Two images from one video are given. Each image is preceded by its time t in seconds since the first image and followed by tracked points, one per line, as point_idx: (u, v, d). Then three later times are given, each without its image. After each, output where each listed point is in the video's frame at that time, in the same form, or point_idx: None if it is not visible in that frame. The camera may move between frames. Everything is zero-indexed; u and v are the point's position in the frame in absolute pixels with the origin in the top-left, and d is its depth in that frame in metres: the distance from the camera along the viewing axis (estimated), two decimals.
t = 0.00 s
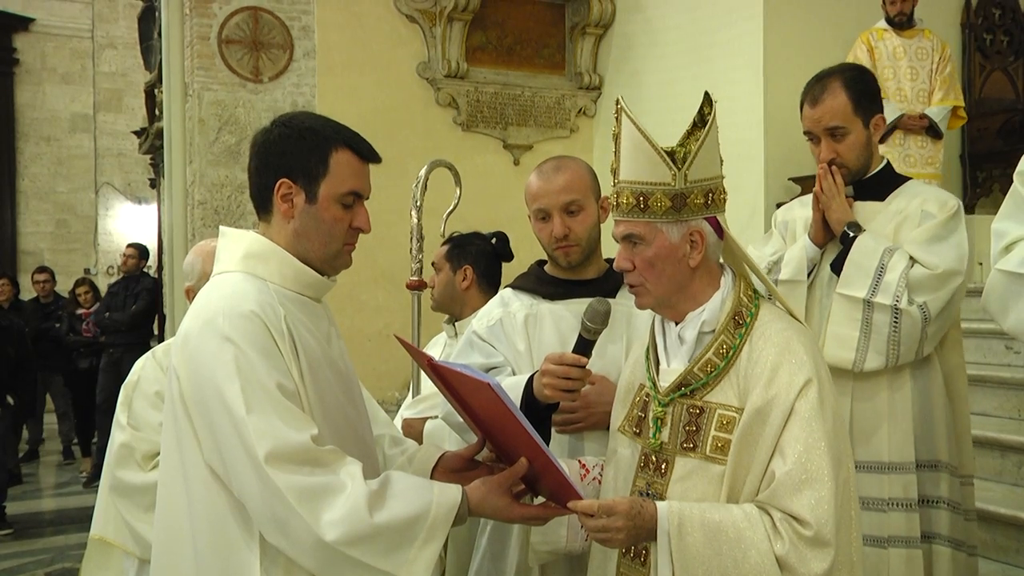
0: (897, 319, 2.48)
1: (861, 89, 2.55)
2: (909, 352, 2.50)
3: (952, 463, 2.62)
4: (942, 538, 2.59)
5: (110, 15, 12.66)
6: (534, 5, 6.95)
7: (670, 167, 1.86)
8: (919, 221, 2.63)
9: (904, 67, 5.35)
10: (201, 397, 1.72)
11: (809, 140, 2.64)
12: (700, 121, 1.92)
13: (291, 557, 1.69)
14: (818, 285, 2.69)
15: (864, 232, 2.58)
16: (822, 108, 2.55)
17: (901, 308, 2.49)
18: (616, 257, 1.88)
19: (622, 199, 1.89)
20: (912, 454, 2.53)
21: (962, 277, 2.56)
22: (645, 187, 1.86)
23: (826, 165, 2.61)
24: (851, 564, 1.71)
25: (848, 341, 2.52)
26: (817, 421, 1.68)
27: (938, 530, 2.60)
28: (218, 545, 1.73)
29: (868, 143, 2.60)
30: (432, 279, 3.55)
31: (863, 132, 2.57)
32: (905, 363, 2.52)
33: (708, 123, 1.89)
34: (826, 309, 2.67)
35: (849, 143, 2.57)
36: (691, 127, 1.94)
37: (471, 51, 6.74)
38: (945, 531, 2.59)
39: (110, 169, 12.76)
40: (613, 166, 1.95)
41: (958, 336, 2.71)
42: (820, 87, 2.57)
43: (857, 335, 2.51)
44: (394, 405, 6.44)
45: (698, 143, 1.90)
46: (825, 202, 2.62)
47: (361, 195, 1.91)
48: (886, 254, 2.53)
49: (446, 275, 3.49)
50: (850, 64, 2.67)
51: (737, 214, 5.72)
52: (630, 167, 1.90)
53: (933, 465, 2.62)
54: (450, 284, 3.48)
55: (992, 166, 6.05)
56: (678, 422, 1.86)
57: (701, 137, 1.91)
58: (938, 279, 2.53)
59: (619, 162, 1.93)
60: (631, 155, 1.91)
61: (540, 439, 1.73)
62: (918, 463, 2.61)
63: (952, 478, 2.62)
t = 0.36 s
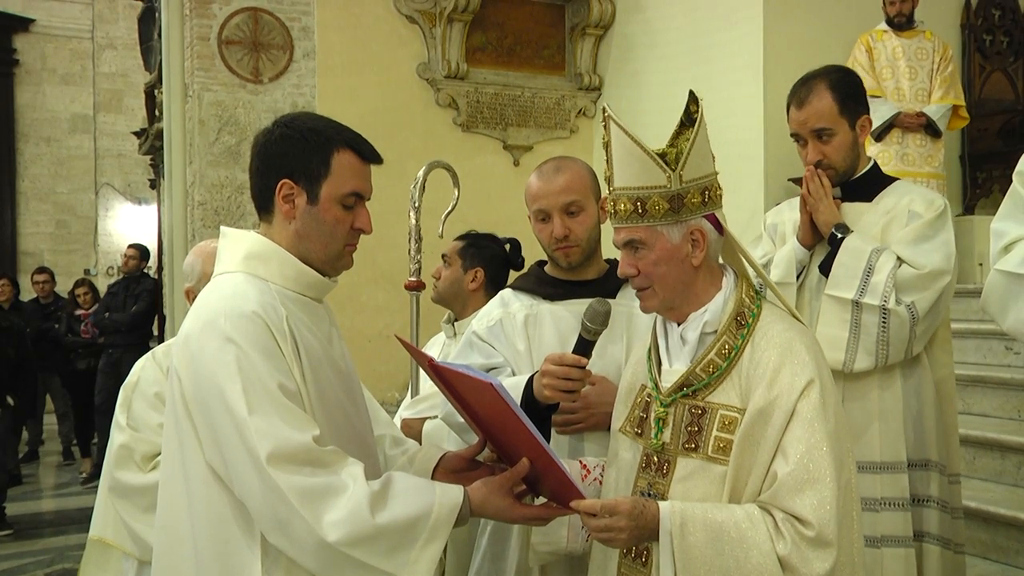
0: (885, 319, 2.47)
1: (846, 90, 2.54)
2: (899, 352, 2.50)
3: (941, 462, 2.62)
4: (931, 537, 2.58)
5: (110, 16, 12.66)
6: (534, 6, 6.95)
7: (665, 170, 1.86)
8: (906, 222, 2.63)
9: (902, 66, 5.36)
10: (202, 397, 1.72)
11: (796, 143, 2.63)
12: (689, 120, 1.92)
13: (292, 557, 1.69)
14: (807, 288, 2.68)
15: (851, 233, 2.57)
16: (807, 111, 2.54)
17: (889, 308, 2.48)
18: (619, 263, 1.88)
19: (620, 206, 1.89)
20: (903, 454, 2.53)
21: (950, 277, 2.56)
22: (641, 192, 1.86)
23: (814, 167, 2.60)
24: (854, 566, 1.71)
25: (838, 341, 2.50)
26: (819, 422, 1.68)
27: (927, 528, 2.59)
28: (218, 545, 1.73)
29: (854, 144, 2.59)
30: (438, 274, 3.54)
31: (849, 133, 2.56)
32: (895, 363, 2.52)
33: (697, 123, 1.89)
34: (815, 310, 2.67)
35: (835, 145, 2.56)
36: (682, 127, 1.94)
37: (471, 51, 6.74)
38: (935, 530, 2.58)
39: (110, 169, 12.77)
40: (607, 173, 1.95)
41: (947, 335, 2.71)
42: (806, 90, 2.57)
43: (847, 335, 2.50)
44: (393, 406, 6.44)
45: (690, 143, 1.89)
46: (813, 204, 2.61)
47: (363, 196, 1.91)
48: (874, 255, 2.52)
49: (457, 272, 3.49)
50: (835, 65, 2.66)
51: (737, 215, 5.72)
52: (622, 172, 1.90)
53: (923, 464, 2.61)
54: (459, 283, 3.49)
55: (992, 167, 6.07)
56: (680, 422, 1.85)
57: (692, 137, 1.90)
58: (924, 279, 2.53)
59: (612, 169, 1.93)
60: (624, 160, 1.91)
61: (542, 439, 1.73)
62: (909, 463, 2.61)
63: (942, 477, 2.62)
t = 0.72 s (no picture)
0: (880, 319, 2.46)
1: (839, 90, 2.55)
2: (894, 351, 2.49)
3: (937, 461, 2.62)
4: (927, 536, 2.58)
5: (110, 16, 12.67)
6: (534, 5, 6.95)
7: (665, 172, 1.85)
8: (900, 221, 2.62)
9: (897, 66, 5.37)
10: (204, 396, 1.72)
11: (790, 143, 2.63)
12: (688, 121, 1.92)
13: (294, 557, 1.69)
14: (803, 288, 2.69)
15: (845, 233, 2.54)
16: (801, 110, 2.54)
17: (884, 307, 2.47)
18: (618, 264, 1.89)
19: (620, 206, 1.89)
20: (899, 453, 2.52)
21: (945, 276, 2.55)
22: (641, 193, 1.86)
23: (808, 167, 2.60)
24: (855, 566, 1.71)
25: (834, 341, 2.50)
26: (820, 422, 1.68)
27: (923, 528, 2.59)
28: (220, 545, 1.73)
29: (848, 144, 2.59)
30: (440, 273, 3.53)
31: (842, 133, 2.57)
32: (890, 362, 2.51)
33: (698, 124, 1.89)
34: (811, 309, 2.67)
35: (829, 145, 2.56)
36: (681, 128, 1.94)
37: (471, 51, 6.74)
38: (930, 529, 2.58)
39: (110, 169, 12.77)
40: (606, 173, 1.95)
41: (942, 335, 2.71)
42: (799, 90, 2.57)
43: (842, 336, 2.49)
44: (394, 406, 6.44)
45: (690, 143, 1.89)
46: (806, 205, 2.60)
47: (364, 196, 1.91)
48: (868, 255, 2.51)
49: (460, 272, 3.49)
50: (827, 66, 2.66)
51: (737, 215, 5.72)
52: (622, 173, 1.90)
53: (919, 464, 2.61)
54: (461, 282, 3.49)
55: (992, 167, 6.08)
56: (681, 422, 1.85)
57: (691, 137, 1.90)
58: (919, 278, 2.52)
59: (612, 170, 1.92)
60: (622, 161, 1.91)
61: (543, 438, 1.73)
62: (906, 462, 2.60)
63: (938, 476, 2.62)
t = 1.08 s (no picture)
0: (880, 318, 2.46)
1: (838, 90, 2.55)
2: (894, 351, 2.49)
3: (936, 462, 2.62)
4: (927, 536, 2.58)
5: (110, 15, 12.67)
6: (534, 5, 6.96)
7: (673, 168, 1.85)
8: (899, 221, 2.63)
9: (892, 65, 5.39)
10: (205, 397, 1.72)
11: (790, 142, 2.63)
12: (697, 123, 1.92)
13: (295, 557, 1.69)
14: (803, 287, 2.69)
15: (845, 233, 2.54)
16: (800, 110, 2.54)
17: (884, 307, 2.48)
18: (620, 260, 1.89)
19: (625, 201, 1.89)
20: (899, 453, 2.53)
21: (945, 276, 2.55)
22: (648, 189, 1.86)
23: (808, 167, 2.60)
24: (855, 566, 1.71)
25: (833, 341, 2.50)
26: (821, 422, 1.68)
27: (924, 528, 2.59)
28: (221, 545, 1.73)
29: (847, 144, 2.60)
30: (441, 273, 3.54)
31: (842, 133, 2.57)
32: (890, 362, 2.52)
33: (707, 124, 1.89)
34: (810, 310, 2.67)
35: (829, 145, 2.57)
36: (689, 130, 1.94)
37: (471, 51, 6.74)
38: (930, 530, 2.58)
39: (110, 169, 12.78)
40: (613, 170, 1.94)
41: (942, 336, 2.71)
42: (799, 90, 2.57)
43: (841, 336, 2.49)
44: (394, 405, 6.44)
45: (699, 144, 1.89)
46: (806, 205, 2.60)
47: (365, 196, 1.92)
48: (868, 254, 2.51)
49: (462, 272, 3.49)
50: (827, 66, 2.66)
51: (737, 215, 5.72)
52: (631, 168, 1.89)
53: (919, 464, 2.61)
54: (463, 283, 3.50)
55: (992, 166, 6.08)
56: (682, 422, 1.86)
57: (700, 137, 1.91)
58: (918, 278, 2.52)
59: (619, 165, 1.91)
60: (631, 158, 1.90)
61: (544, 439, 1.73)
62: (906, 462, 2.60)
63: (938, 477, 2.62)
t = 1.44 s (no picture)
0: (882, 320, 2.46)
1: (841, 91, 2.54)
2: (895, 352, 2.49)
3: (938, 463, 2.62)
4: (929, 538, 2.58)
5: (110, 16, 12.67)
6: (534, 6, 6.96)
7: (677, 170, 1.86)
8: (901, 222, 2.63)
9: (890, 66, 5.40)
10: (205, 397, 1.72)
11: (791, 142, 2.63)
12: (701, 124, 1.92)
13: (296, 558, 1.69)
14: (803, 288, 2.69)
15: (846, 234, 2.55)
16: (802, 110, 2.54)
17: (886, 308, 2.47)
18: (620, 259, 1.88)
19: (627, 201, 1.88)
20: (900, 455, 2.53)
21: (947, 277, 2.55)
22: (650, 190, 1.86)
23: (809, 167, 2.60)
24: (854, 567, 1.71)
25: (834, 342, 2.50)
26: (823, 422, 1.68)
27: (926, 530, 2.59)
28: (221, 546, 1.73)
29: (848, 144, 2.59)
30: (443, 275, 3.54)
31: (843, 134, 2.57)
32: (891, 363, 2.51)
33: (710, 125, 1.89)
34: (811, 311, 2.67)
35: (830, 145, 2.56)
36: (693, 130, 1.94)
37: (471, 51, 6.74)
38: (932, 531, 2.58)
39: (110, 169, 12.77)
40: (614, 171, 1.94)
41: (944, 336, 2.71)
42: (800, 90, 2.56)
43: (842, 336, 2.49)
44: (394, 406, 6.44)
45: (703, 146, 1.89)
46: (807, 205, 2.61)
47: (365, 197, 1.91)
48: (871, 255, 2.51)
49: (464, 274, 3.50)
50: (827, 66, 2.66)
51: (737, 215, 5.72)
52: (634, 168, 1.89)
53: (920, 465, 2.61)
54: (468, 285, 3.50)
55: (992, 167, 6.09)
56: (683, 422, 1.86)
57: (703, 139, 1.91)
58: (920, 279, 2.52)
59: (621, 165, 1.91)
60: (634, 158, 1.90)
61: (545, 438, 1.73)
62: (907, 464, 2.61)
63: (939, 478, 2.62)
